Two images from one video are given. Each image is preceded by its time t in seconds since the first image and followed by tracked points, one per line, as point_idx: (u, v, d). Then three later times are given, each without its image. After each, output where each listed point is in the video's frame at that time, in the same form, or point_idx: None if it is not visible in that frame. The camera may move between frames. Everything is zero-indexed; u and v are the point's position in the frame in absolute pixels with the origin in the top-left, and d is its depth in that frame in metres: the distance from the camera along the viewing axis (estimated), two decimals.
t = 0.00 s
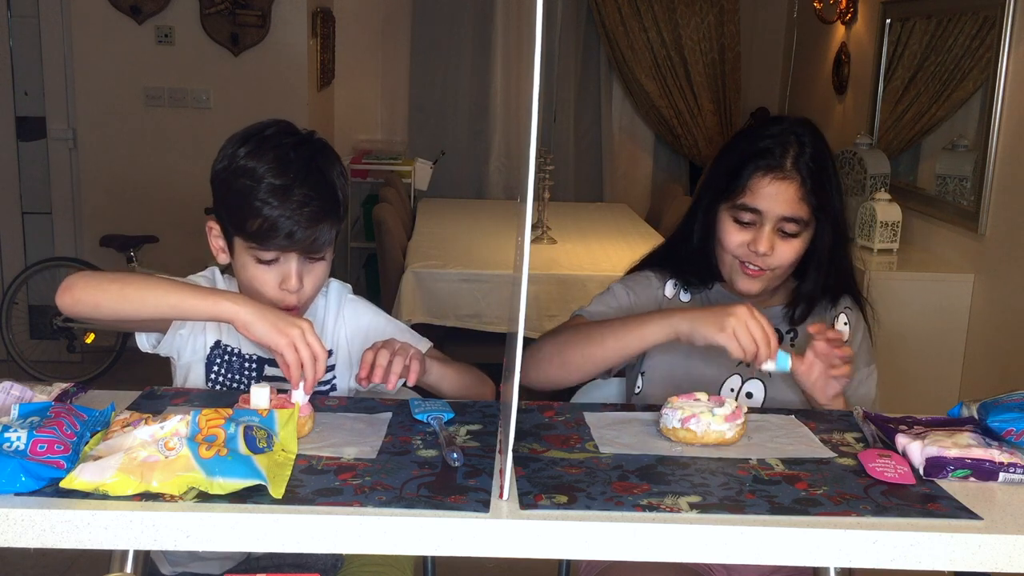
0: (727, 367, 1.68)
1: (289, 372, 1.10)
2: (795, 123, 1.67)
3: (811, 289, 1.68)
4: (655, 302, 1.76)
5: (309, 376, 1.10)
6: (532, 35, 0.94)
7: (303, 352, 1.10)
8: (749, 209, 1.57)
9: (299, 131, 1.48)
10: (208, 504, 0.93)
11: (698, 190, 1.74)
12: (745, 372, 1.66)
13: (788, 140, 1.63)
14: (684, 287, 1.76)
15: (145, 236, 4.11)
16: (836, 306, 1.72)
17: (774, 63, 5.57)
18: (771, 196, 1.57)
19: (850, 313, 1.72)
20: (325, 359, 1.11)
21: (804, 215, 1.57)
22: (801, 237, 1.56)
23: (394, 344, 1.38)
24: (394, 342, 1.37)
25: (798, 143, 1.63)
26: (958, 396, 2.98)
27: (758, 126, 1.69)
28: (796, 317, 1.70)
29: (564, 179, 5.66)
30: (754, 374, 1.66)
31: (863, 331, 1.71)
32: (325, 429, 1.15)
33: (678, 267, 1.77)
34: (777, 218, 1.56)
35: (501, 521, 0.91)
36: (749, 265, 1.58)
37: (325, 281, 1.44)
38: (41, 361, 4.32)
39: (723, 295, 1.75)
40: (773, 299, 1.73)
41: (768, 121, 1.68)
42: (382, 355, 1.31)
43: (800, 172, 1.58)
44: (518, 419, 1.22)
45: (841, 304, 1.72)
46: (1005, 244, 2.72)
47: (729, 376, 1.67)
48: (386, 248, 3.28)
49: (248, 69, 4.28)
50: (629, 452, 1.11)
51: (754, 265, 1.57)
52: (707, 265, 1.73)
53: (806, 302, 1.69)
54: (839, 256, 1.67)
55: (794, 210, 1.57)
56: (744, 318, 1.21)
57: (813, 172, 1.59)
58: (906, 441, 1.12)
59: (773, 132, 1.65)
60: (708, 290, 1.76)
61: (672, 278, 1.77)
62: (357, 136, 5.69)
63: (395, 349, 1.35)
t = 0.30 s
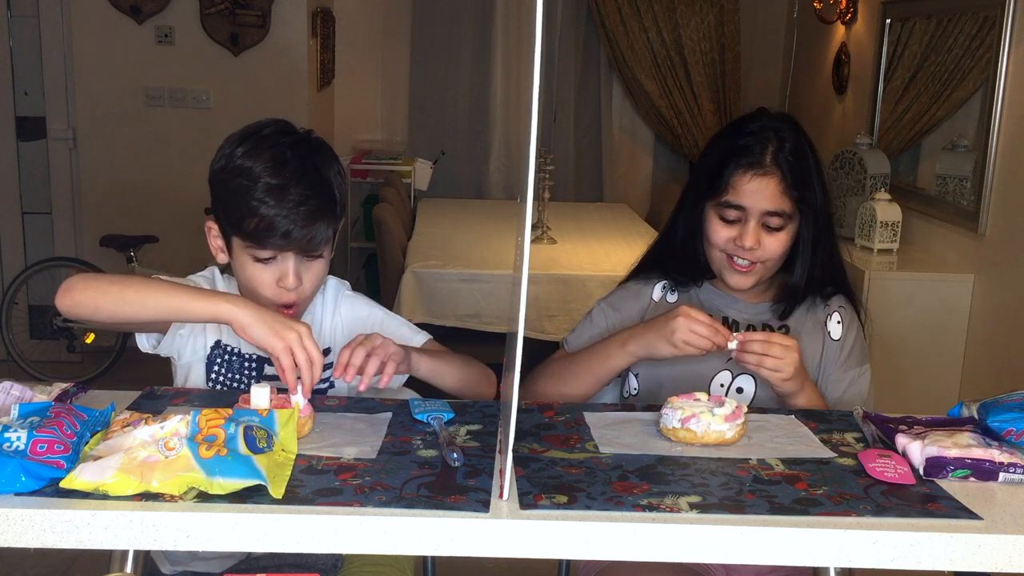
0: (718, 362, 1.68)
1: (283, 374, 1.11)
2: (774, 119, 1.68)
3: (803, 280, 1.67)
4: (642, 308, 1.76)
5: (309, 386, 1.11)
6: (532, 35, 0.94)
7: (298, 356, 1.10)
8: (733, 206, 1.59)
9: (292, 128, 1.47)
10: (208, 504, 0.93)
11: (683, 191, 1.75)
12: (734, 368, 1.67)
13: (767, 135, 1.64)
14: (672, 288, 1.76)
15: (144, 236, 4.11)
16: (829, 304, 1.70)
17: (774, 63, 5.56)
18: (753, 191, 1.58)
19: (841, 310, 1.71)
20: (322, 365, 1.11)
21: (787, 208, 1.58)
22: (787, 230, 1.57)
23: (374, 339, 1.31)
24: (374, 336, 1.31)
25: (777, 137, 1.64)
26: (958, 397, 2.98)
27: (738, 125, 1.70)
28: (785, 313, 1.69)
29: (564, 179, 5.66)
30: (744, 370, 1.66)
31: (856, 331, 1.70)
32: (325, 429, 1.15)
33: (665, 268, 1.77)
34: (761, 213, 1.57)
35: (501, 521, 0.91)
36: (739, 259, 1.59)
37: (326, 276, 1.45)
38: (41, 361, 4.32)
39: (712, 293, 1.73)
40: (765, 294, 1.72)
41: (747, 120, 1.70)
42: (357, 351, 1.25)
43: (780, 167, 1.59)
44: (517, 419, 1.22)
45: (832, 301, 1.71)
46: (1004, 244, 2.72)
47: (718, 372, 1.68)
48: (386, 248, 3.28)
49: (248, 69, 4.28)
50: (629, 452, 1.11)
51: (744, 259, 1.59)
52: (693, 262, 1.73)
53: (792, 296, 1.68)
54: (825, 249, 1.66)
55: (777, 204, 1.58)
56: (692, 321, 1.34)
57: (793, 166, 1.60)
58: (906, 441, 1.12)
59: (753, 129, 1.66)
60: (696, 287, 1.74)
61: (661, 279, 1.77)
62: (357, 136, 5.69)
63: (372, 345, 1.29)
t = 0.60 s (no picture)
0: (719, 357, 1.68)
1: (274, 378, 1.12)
2: (760, 113, 1.69)
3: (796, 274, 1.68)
4: (641, 307, 1.76)
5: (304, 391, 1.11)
6: (532, 34, 0.94)
7: (292, 360, 1.10)
8: (727, 200, 1.58)
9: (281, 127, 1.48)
10: (208, 504, 0.93)
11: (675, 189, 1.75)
12: (734, 363, 1.68)
13: (756, 129, 1.65)
14: (670, 287, 1.76)
15: (144, 236, 4.11)
16: (824, 297, 1.70)
17: (775, 63, 5.56)
18: (745, 184, 1.58)
19: (837, 303, 1.71)
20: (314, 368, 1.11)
21: (780, 199, 1.59)
22: (781, 221, 1.58)
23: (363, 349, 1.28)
24: (363, 345, 1.28)
25: (764, 131, 1.65)
26: (958, 396, 2.99)
27: (724, 121, 1.71)
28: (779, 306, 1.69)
29: (564, 179, 5.66)
30: (744, 365, 1.67)
31: (852, 322, 1.70)
32: (325, 429, 1.15)
33: (661, 266, 1.77)
34: (755, 206, 1.58)
35: (501, 521, 0.91)
36: (734, 253, 1.59)
37: (321, 274, 1.45)
38: (41, 361, 4.32)
39: (711, 291, 1.74)
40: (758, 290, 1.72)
41: (734, 116, 1.70)
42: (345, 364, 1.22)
43: (770, 157, 1.60)
44: (517, 419, 1.22)
45: (827, 294, 1.71)
46: (1004, 243, 2.72)
47: (718, 368, 1.68)
48: (386, 248, 3.28)
49: (248, 69, 4.28)
50: (629, 452, 1.11)
51: (740, 253, 1.59)
52: (689, 259, 1.73)
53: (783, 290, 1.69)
54: (818, 240, 1.67)
55: (770, 195, 1.58)
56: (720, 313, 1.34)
57: (783, 157, 1.61)
58: (906, 441, 1.12)
59: (741, 124, 1.67)
60: (694, 286, 1.75)
61: (658, 278, 1.76)
62: (357, 136, 5.69)
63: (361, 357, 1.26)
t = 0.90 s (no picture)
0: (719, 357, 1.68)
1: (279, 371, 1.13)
2: (755, 111, 1.70)
3: (798, 271, 1.68)
4: (643, 310, 1.74)
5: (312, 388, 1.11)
6: (532, 34, 0.94)
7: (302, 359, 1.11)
8: (727, 198, 1.59)
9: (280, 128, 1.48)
10: (208, 504, 0.93)
11: (673, 189, 1.76)
12: (734, 363, 1.68)
13: (753, 126, 1.65)
14: (669, 288, 1.74)
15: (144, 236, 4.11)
16: (823, 295, 1.71)
17: (775, 63, 5.56)
18: (745, 180, 1.59)
19: (835, 302, 1.71)
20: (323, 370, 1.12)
21: (780, 195, 1.60)
22: (782, 217, 1.59)
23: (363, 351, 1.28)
24: (365, 345, 1.28)
25: (762, 128, 1.66)
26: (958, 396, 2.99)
27: (721, 120, 1.71)
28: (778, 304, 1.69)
29: (564, 179, 5.66)
30: (743, 366, 1.67)
31: (850, 320, 1.70)
32: (325, 429, 1.15)
33: (660, 267, 1.76)
34: (756, 202, 1.59)
35: (501, 521, 0.91)
36: (736, 250, 1.60)
37: (321, 275, 1.45)
38: (41, 361, 4.32)
39: (710, 290, 1.73)
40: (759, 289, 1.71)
41: (730, 114, 1.71)
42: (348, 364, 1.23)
43: (769, 153, 1.61)
44: (517, 419, 1.22)
45: (825, 291, 1.71)
46: (1004, 243, 2.72)
47: (718, 368, 1.67)
48: (386, 248, 3.28)
49: (248, 69, 4.28)
50: (629, 452, 1.11)
51: (741, 250, 1.59)
52: (689, 259, 1.73)
53: (782, 287, 1.69)
54: (817, 235, 1.67)
55: (770, 191, 1.59)
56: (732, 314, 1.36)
57: (782, 153, 1.62)
58: (906, 441, 1.12)
59: (739, 122, 1.68)
60: (693, 286, 1.73)
61: (657, 279, 1.75)
62: (357, 136, 5.68)
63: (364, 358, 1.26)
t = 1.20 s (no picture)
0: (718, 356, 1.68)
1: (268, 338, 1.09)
2: (756, 110, 1.71)
3: (797, 270, 1.68)
4: (643, 310, 1.73)
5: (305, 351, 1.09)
6: (532, 34, 0.94)
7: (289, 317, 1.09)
8: (728, 196, 1.60)
9: (277, 133, 1.49)
10: (208, 504, 0.93)
11: (674, 188, 1.76)
12: (734, 362, 1.67)
13: (755, 125, 1.65)
14: (669, 287, 1.74)
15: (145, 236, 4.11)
16: (823, 296, 1.71)
17: (775, 63, 5.57)
18: (747, 178, 1.60)
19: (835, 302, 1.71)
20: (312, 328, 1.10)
21: (782, 192, 1.60)
22: (783, 215, 1.59)
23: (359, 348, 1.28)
24: (358, 342, 1.28)
25: (764, 126, 1.66)
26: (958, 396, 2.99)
27: (721, 119, 1.71)
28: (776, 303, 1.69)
29: (564, 179, 5.66)
30: (743, 365, 1.67)
31: (850, 321, 1.70)
32: (325, 429, 1.15)
33: (661, 266, 1.75)
34: (757, 200, 1.59)
35: (501, 521, 0.91)
36: (737, 248, 1.60)
37: (315, 278, 1.44)
38: (41, 361, 4.32)
39: (711, 291, 1.72)
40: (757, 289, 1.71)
41: (731, 112, 1.71)
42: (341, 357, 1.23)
43: (771, 152, 1.62)
44: (517, 419, 1.22)
45: (825, 292, 1.72)
46: (1005, 243, 2.72)
47: (717, 367, 1.67)
48: (386, 248, 3.28)
49: (248, 69, 4.28)
50: (629, 452, 1.11)
51: (742, 248, 1.60)
52: (691, 259, 1.72)
53: (779, 285, 1.69)
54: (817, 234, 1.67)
55: (771, 189, 1.60)
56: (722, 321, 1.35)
57: (783, 152, 1.62)
58: (906, 441, 1.12)
59: (740, 120, 1.68)
60: (693, 284, 1.73)
61: (657, 279, 1.74)
62: (357, 136, 5.68)
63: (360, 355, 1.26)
